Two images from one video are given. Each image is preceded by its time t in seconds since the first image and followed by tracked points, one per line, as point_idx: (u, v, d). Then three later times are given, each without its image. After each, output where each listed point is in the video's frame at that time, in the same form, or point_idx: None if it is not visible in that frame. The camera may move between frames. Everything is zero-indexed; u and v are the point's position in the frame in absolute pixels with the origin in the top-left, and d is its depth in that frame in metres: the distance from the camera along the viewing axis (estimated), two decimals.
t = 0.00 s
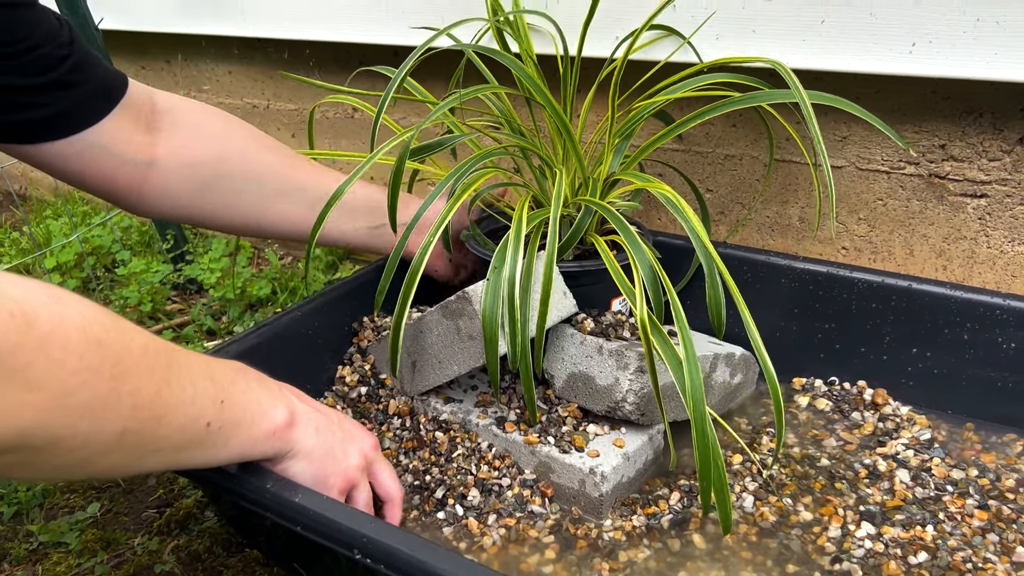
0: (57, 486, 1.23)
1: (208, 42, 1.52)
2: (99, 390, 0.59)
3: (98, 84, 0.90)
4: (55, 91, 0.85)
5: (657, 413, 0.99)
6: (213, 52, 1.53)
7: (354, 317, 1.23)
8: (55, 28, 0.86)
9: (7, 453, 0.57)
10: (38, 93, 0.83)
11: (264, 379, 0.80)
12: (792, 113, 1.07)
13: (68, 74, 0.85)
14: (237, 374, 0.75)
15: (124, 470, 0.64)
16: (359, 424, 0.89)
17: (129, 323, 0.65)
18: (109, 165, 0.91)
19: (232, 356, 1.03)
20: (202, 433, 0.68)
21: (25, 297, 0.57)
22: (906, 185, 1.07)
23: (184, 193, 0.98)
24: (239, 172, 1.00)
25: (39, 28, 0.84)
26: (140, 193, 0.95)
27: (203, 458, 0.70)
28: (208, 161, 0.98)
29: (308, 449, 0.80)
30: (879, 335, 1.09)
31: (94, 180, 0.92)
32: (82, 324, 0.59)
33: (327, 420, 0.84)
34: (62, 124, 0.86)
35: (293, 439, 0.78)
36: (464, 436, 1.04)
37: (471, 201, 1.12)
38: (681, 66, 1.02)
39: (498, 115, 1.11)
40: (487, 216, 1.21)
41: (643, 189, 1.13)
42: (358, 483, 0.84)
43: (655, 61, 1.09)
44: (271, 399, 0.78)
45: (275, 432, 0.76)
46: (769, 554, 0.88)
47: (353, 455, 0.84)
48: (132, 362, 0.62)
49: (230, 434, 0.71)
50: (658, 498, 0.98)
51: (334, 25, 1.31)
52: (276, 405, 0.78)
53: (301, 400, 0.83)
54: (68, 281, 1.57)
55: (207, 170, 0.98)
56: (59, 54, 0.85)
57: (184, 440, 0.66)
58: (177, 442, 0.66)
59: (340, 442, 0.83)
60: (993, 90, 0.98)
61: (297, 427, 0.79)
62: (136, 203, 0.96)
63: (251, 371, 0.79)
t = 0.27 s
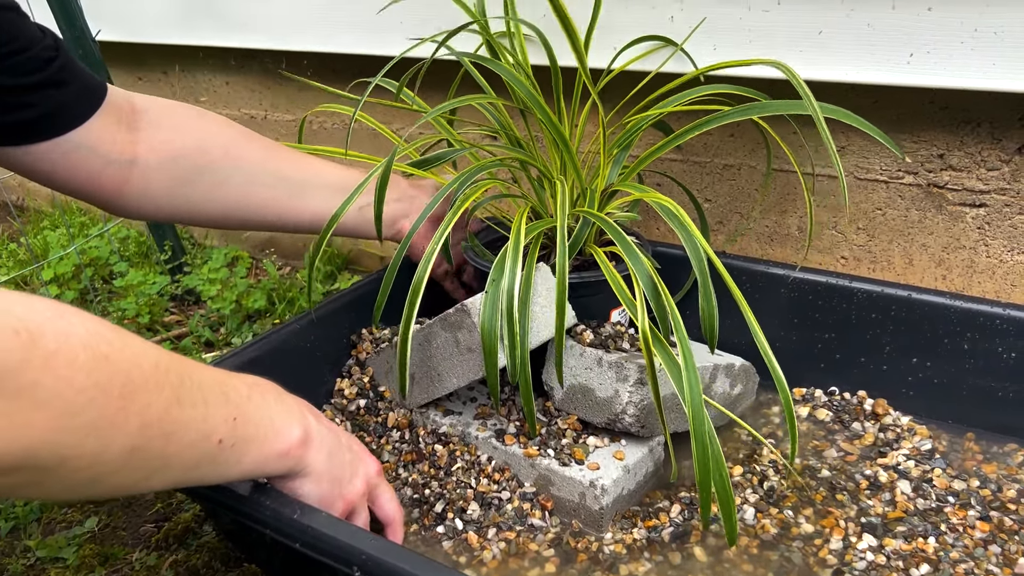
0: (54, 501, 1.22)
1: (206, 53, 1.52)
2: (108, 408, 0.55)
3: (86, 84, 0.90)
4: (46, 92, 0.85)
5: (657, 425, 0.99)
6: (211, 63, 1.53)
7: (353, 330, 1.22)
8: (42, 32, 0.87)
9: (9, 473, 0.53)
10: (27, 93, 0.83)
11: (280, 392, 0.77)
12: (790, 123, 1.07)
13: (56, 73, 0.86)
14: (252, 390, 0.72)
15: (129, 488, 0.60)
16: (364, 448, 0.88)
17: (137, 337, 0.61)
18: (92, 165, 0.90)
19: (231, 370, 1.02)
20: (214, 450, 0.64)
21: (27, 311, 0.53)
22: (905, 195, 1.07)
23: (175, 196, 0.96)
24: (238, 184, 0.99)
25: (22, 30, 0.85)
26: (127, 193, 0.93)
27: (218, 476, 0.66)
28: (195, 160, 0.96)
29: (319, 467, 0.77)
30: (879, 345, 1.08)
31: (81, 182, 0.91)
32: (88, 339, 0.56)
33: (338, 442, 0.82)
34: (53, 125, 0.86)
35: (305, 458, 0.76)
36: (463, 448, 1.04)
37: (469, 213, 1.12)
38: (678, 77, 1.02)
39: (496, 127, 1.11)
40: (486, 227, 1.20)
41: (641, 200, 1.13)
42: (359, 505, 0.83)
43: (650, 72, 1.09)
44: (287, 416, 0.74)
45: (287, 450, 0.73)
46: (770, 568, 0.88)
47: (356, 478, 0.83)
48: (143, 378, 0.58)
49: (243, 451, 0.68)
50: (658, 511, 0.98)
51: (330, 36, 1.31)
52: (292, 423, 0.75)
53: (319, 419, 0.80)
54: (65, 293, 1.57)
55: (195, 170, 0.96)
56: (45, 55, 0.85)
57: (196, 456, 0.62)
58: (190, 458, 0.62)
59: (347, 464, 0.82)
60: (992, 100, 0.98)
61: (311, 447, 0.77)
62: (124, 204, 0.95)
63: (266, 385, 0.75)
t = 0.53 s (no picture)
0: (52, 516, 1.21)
1: (204, 65, 1.52)
2: (94, 428, 0.54)
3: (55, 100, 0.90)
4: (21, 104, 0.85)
5: (659, 437, 0.99)
6: (209, 75, 1.53)
7: (352, 342, 1.22)
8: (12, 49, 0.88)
9: None
10: (5, 105, 0.83)
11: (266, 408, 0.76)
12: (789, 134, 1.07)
13: (30, 86, 0.86)
14: (237, 407, 0.71)
15: (118, 505, 0.59)
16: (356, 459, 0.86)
17: (123, 356, 0.60)
18: (60, 183, 0.89)
19: (231, 385, 1.01)
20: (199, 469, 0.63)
21: (12, 331, 0.53)
22: (905, 204, 1.07)
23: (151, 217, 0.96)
24: (226, 201, 0.99)
25: None
26: (96, 212, 0.93)
27: (206, 494, 0.66)
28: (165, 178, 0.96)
29: (307, 483, 0.76)
30: (880, 356, 1.08)
31: (48, 203, 0.90)
32: (73, 358, 0.55)
33: (325, 454, 0.81)
34: (29, 137, 0.86)
35: (290, 473, 0.75)
36: (464, 462, 1.04)
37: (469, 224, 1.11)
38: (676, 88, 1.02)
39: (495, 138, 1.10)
40: (486, 238, 1.20)
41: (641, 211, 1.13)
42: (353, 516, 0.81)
43: (647, 84, 1.09)
44: (272, 431, 0.73)
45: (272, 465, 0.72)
46: None
47: (348, 491, 0.81)
48: (129, 397, 0.57)
49: (229, 467, 0.66)
50: (661, 524, 0.97)
51: (328, 47, 1.31)
52: (277, 438, 0.74)
53: (303, 433, 0.79)
54: (63, 305, 1.56)
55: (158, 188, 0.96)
56: (18, 69, 0.86)
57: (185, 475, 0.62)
58: (178, 476, 0.61)
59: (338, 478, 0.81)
60: (991, 111, 0.98)
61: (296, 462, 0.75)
62: (92, 225, 0.94)
63: (250, 401, 0.75)
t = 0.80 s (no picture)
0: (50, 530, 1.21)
1: (201, 76, 1.53)
2: (91, 430, 0.54)
3: (69, 117, 0.91)
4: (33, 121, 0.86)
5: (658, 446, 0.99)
6: (206, 86, 1.53)
7: (351, 352, 1.22)
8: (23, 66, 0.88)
9: None
10: (15, 122, 0.84)
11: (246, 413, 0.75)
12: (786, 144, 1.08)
13: (42, 103, 0.87)
14: (221, 411, 0.70)
15: (114, 515, 0.58)
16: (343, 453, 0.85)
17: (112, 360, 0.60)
18: (81, 196, 0.89)
19: (230, 397, 1.01)
20: (189, 471, 0.62)
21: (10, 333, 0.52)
22: (901, 213, 1.08)
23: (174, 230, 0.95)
24: (237, 216, 0.99)
25: (10, 63, 0.86)
26: (115, 227, 0.92)
27: (194, 499, 0.65)
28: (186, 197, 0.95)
29: (293, 482, 0.75)
30: (877, 364, 1.09)
31: (65, 214, 0.89)
32: (68, 361, 0.54)
33: (310, 451, 0.80)
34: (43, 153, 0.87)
35: (275, 474, 0.74)
36: (464, 472, 1.04)
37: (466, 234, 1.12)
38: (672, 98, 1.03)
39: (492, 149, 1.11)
40: (483, 248, 1.20)
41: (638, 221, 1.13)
42: (345, 514, 0.80)
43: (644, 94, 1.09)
44: (255, 433, 0.73)
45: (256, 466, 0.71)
46: None
47: (337, 485, 0.80)
48: (121, 400, 0.57)
49: (217, 471, 0.66)
50: (660, 533, 0.97)
51: (325, 59, 1.31)
52: (259, 440, 0.73)
53: (285, 433, 0.79)
54: (61, 317, 1.56)
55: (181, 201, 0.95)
56: (28, 86, 0.86)
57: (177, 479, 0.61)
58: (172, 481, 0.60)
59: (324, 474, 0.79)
60: (986, 120, 0.98)
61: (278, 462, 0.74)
62: (112, 239, 0.93)
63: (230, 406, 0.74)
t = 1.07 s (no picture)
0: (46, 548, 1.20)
1: (197, 92, 1.53)
2: (93, 457, 0.54)
3: (56, 131, 0.91)
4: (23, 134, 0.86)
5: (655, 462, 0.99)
6: (202, 101, 1.54)
7: (347, 369, 1.22)
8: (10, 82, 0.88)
9: None
10: (6, 136, 0.84)
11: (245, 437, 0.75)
12: (779, 160, 1.09)
13: (31, 117, 0.87)
14: (221, 437, 0.69)
15: (115, 541, 0.58)
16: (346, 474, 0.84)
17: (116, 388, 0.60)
18: (67, 214, 0.89)
19: (227, 414, 1.01)
20: (191, 498, 0.62)
21: (15, 361, 0.53)
22: (894, 228, 1.08)
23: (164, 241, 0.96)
24: (231, 227, 1.00)
25: None
26: (102, 242, 0.93)
27: (194, 524, 0.64)
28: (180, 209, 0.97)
29: (295, 506, 0.74)
30: (871, 378, 1.09)
31: (51, 232, 0.90)
32: (71, 389, 0.55)
33: (312, 474, 0.79)
34: (33, 167, 0.87)
35: (275, 499, 0.73)
36: (461, 489, 1.04)
37: (462, 251, 1.12)
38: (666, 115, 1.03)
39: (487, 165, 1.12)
40: (479, 264, 1.21)
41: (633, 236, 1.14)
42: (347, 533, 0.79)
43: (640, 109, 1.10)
44: (256, 458, 0.73)
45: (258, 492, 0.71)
46: None
47: (340, 507, 0.79)
48: (122, 428, 0.57)
49: (218, 497, 0.66)
50: (657, 549, 0.98)
51: (320, 75, 1.32)
52: (259, 465, 0.73)
53: (284, 456, 0.78)
54: (57, 332, 1.56)
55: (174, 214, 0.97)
56: (18, 101, 0.86)
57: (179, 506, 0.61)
58: (174, 506, 0.61)
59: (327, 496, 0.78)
60: (976, 137, 0.99)
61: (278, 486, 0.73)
62: (99, 255, 0.94)
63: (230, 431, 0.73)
